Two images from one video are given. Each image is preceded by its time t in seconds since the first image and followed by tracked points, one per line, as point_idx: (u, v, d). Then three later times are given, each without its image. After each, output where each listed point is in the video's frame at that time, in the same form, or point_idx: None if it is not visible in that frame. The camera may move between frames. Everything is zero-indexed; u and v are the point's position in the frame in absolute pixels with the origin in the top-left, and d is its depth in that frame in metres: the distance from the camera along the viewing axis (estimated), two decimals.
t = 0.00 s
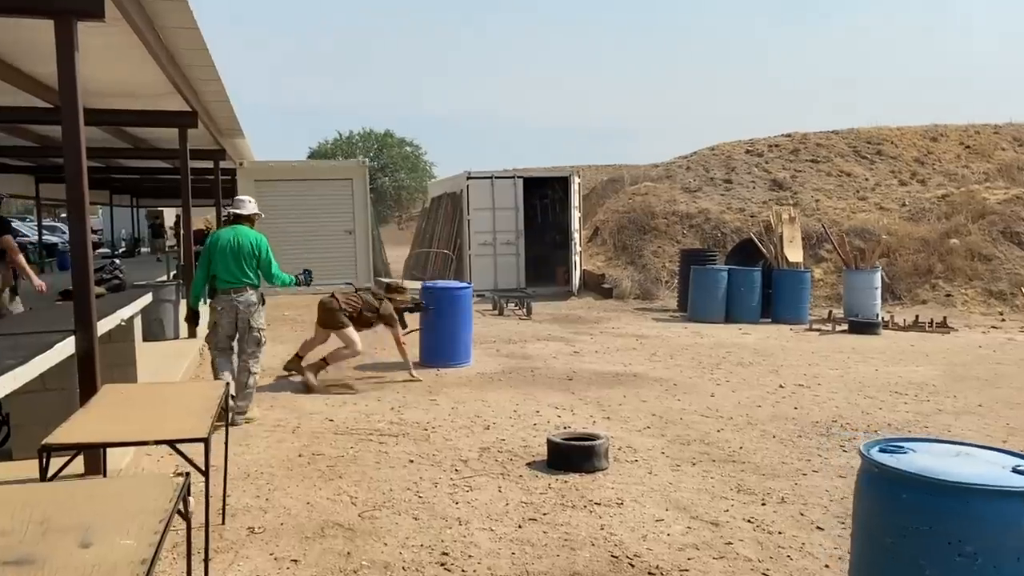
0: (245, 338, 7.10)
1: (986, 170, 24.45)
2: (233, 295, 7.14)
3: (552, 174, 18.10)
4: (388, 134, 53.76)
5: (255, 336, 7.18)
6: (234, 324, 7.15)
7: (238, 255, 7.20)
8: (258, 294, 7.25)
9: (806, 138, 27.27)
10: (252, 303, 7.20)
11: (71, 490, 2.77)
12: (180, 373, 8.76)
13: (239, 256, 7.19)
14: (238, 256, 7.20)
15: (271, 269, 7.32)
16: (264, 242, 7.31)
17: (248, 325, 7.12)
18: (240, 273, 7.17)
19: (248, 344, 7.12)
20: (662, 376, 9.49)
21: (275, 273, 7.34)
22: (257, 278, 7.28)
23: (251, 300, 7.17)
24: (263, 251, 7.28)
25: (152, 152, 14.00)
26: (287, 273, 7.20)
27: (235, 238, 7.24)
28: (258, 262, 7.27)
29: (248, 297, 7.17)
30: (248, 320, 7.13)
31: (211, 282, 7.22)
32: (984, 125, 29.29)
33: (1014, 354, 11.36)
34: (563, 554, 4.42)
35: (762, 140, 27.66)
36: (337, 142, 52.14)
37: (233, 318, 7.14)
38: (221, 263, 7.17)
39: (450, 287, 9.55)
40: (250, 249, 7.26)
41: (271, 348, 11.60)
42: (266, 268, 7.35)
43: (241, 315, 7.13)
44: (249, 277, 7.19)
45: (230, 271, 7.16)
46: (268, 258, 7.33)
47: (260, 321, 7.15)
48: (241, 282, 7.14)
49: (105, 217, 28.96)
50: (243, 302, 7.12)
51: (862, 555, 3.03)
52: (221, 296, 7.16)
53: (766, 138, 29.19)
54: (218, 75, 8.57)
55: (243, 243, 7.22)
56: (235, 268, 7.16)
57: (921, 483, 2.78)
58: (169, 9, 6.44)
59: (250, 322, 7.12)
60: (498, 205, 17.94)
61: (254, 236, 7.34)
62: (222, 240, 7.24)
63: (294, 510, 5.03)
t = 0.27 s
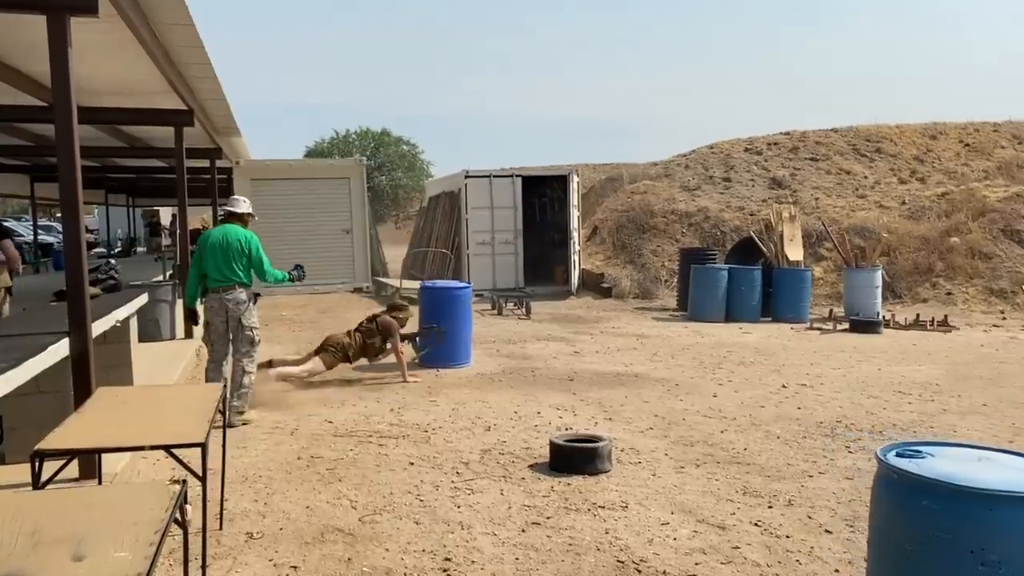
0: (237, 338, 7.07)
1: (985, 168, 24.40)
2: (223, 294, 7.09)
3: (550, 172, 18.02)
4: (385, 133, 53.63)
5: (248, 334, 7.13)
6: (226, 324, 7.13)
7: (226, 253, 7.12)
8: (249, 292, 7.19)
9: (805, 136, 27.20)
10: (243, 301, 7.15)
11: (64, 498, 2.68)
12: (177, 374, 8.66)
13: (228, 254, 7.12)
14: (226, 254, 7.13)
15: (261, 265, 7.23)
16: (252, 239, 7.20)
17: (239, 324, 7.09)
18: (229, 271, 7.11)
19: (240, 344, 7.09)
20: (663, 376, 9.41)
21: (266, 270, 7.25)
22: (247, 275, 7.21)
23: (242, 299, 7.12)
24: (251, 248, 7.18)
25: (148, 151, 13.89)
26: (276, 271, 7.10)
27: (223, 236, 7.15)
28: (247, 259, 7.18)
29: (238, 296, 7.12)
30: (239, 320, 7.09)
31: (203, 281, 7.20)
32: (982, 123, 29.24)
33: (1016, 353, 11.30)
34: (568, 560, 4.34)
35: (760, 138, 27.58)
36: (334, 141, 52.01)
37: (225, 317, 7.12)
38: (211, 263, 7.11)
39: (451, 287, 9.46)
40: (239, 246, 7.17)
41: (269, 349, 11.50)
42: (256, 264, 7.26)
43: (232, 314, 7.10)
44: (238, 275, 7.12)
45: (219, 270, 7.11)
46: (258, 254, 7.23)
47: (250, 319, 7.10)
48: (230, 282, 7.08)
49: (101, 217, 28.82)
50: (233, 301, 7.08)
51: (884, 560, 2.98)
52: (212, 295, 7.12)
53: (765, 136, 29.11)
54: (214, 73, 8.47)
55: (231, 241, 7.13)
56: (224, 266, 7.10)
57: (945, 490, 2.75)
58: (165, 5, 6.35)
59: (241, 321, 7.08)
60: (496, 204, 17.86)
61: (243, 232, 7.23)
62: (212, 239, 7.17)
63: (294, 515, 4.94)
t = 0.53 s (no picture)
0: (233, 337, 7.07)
1: (983, 165, 24.38)
2: (214, 293, 7.09)
3: (549, 170, 17.95)
4: (382, 131, 53.53)
5: (244, 332, 7.12)
6: (220, 323, 7.11)
7: (213, 252, 7.06)
8: (241, 290, 7.14)
9: (803, 133, 27.17)
10: (236, 299, 7.11)
11: (62, 504, 2.61)
12: (174, 374, 8.59)
13: (214, 253, 7.05)
14: (214, 253, 7.06)
15: (249, 263, 7.10)
16: (238, 237, 7.09)
17: (234, 323, 7.06)
18: (216, 270, 7.05)
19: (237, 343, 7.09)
20: (665, 375, 9.36)
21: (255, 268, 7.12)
22: (236, 273, 7.12)
23: (234, 297, 7.08)
24: (238, 246, 7.08)
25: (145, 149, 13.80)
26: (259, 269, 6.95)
27: (210, 235, 7.10)
28: (234, 257, 7.08)
29: (230, 294, 7.08)
30: (233, 318, 7.07)
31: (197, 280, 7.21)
32: (980, 120, 29.23)
33: (1018, 350, 11.27)
34: (574, 562, 4.28)
35: (758, 136, 27.55)
36: (331, 139, 51.89)
37: (219, 317, 7.10)
38: (201, 262, 7.09)
39: (451, 285, 9.40)
40: (226, 245, 7.09)
41: (267, 348, 11.42)
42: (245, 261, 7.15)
43: (226, 313, 7.08)
44: (225, 274, 7.05)
45: (208, 270, 7.07)
46: (245, 252, 7.11)
47: (244, 317, 7.08)
48: (218, 281, 7.04)
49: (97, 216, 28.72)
50: (225, 301, 7.05)
51: (902, 563, 2.95)
52: (204, 294, 7.13)
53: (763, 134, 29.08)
54: (211, 70, 8.39)
55: (217, 240, 7.06)
56: (211, 266, 7.05)
57: (965, 493, 2.71)
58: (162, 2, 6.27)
59: (235, 320, 7.06)
60: (494, 202, 17.80)
61: (230, 230, 7.14)
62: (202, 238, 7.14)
63: (294, 517, 4.88)
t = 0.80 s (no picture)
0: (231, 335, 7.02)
1: (981, 163, 24.39)
2: (213, 292, 7.04)
3: (547, 168, 17.90)
4: (378, 129, 53.43)
5: (242, 330, 7.08)
6: (218, 321, 7.06)
7: (213, 252, 7.01)
8: (240, 288, 7.10)
9: (801, 131, 27.17)
10: (234, 297, 7.06)
11: (66, 507, 2.56)
12: (172, 373, 8.52)
13: (214, 253, 7.00)
14: (214, 252, 7.01)
15: (249, 264, 7.08)
16: (239, 237, 7.04)
17: (232, 321, 7.02)
18: (216, 270, 7.00)
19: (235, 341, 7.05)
20: (665, 373, 9.32)
21: (255, 269, 7.10)
22: (236, 273, 7.08)
23: (233, 296, 7.03)
24: (238, 246, 7.04)
25: (140, 147, 13.72)
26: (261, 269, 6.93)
27: (210, 234, 7.04)
28: (234, 256, 7.04)
29: (228, 293, 7.03)
30: (232, 317, 7.02)
31: (196, 279, 7.15)
32: (978, 118, 29.25)
33: (1018, 348, 11.25)
34: (579, 563, 4.24)
35: (756, 134, 27.54)
36: (327, 137, 51.80)
37: (216, 315, 7.05)
38: (200, 261, 7.04)
39: (452, 285, 9.38)
40: (227, 244, 7.04)
41: (265, 347, 11.36)
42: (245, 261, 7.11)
43: (224, 312, 7.03)
44: (225, 274, 7.01)
45: (207, 269, 7.02)
46: (246, 252, 7.07)
47: (242, 316, 7.03)
48: (217, 281, 7.00)
49: (92, 215, 28.63)
50: (224, 299, 7.00)
51: (920, 564, 2.93)
52: (203, 293, 7.08)
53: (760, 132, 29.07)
54: (209, 68, 8.32)
55: (217, 239, 7.01)
56: (211, 266, 7.01)
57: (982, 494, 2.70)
58: None
59: (233, 318, 7.01)
60: (492, 200, 17.74)
61: (231, 230, 7.09)
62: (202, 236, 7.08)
63: (296, 518, 4.83)
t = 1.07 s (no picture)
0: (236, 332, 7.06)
1: (978, 160, 24.42)
2: (220, 290, 7.07)
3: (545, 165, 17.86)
4: (374, 127, 53.32)
5: (247, 327, 7.11)
6: (223, 318, 7.09)
7: (221, 249, 7.07)
8: (246, 286, 7.13)
9: (798, 128, 27.17)
10: (240, 295, 7.10)
11: (71, 508, 2.53)
12: (170, 372, 8.48)
13: (223, 250, 7.07)
14: (222, 250, 7.07)
15: (257, 262, 7.14)
16: (247, 235, 7.12)
17: (238, 318, 7.06)
18: (224, 267, 7.06)
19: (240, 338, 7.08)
20: (665, 371, 9.30)
21: (262, 267, 7.17)
22: (243, 271, 7.14)
23: (240, 293, 7.07)
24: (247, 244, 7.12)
25: (137, 145, 13.64)
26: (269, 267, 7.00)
27: (218, 232, 7.10)
28: (242, 254, 7.10)
29: (235, 290, 7.07)
30: (238, 314, 7.05)
31: (201, 276, 7.18)
32: (975, 115, 29.27)
33: (1016, 346, 11.25)
34: (583, 563, 4.22)
35: (753, 131, 27.53)
36: (323, 134, 51.67)
37: (222, 312, 7.07)
38: (207, 258, 7.08)
39: (451, 282, 9.33)
40: (235, 242, 7.11)
41: (263, 345, 11.31)
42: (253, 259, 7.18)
43: (230, 309, 7.06)
44: (233, 271, 7.07)
45: (214, 266, 7.07)
46: (254, 250, 7.14)
47: (249, 313, 7.08)
48: (224, 278, 7.04)
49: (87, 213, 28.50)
50: (231, 296, 7.03)
51: (933, 564, 2.91)
52: (209, 290, 7.11)
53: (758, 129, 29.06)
54: (207, 65, 8.27)
55: (226, 237, 7.07)
56: (219, 263, 7.06)
57: (996, 493, 2.70)
58: None
59: (239, 315, 7.05)
60: (490, 198, 17.71)
61: (239, 228, 7.16)
62: (209, 234, 7.13)
63: (297, 518, 4.80)
